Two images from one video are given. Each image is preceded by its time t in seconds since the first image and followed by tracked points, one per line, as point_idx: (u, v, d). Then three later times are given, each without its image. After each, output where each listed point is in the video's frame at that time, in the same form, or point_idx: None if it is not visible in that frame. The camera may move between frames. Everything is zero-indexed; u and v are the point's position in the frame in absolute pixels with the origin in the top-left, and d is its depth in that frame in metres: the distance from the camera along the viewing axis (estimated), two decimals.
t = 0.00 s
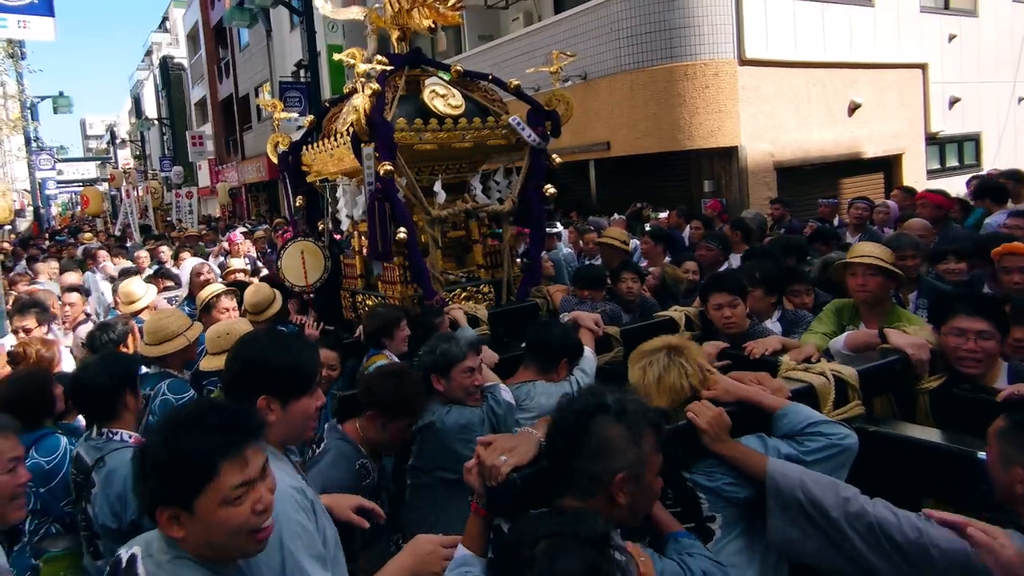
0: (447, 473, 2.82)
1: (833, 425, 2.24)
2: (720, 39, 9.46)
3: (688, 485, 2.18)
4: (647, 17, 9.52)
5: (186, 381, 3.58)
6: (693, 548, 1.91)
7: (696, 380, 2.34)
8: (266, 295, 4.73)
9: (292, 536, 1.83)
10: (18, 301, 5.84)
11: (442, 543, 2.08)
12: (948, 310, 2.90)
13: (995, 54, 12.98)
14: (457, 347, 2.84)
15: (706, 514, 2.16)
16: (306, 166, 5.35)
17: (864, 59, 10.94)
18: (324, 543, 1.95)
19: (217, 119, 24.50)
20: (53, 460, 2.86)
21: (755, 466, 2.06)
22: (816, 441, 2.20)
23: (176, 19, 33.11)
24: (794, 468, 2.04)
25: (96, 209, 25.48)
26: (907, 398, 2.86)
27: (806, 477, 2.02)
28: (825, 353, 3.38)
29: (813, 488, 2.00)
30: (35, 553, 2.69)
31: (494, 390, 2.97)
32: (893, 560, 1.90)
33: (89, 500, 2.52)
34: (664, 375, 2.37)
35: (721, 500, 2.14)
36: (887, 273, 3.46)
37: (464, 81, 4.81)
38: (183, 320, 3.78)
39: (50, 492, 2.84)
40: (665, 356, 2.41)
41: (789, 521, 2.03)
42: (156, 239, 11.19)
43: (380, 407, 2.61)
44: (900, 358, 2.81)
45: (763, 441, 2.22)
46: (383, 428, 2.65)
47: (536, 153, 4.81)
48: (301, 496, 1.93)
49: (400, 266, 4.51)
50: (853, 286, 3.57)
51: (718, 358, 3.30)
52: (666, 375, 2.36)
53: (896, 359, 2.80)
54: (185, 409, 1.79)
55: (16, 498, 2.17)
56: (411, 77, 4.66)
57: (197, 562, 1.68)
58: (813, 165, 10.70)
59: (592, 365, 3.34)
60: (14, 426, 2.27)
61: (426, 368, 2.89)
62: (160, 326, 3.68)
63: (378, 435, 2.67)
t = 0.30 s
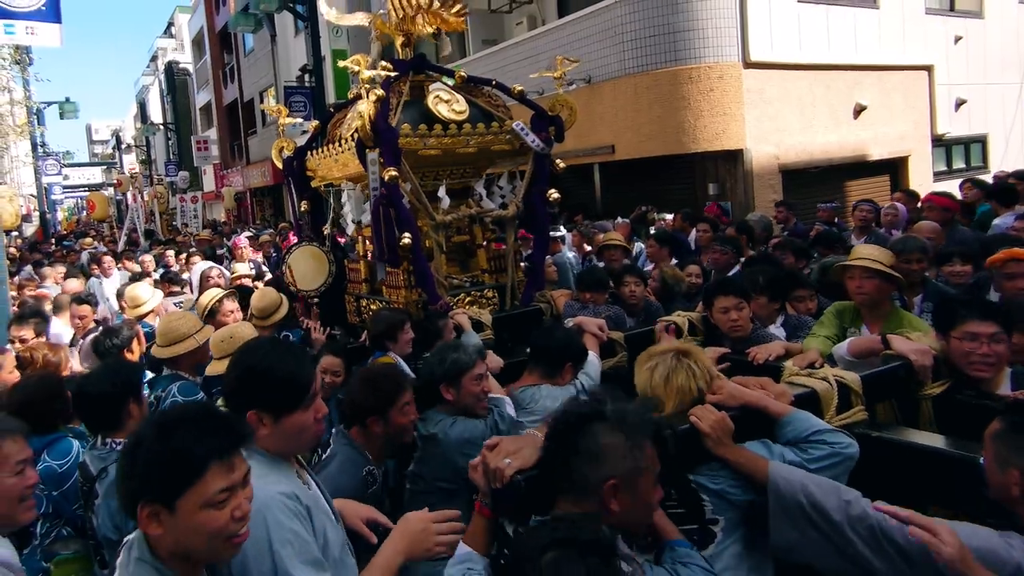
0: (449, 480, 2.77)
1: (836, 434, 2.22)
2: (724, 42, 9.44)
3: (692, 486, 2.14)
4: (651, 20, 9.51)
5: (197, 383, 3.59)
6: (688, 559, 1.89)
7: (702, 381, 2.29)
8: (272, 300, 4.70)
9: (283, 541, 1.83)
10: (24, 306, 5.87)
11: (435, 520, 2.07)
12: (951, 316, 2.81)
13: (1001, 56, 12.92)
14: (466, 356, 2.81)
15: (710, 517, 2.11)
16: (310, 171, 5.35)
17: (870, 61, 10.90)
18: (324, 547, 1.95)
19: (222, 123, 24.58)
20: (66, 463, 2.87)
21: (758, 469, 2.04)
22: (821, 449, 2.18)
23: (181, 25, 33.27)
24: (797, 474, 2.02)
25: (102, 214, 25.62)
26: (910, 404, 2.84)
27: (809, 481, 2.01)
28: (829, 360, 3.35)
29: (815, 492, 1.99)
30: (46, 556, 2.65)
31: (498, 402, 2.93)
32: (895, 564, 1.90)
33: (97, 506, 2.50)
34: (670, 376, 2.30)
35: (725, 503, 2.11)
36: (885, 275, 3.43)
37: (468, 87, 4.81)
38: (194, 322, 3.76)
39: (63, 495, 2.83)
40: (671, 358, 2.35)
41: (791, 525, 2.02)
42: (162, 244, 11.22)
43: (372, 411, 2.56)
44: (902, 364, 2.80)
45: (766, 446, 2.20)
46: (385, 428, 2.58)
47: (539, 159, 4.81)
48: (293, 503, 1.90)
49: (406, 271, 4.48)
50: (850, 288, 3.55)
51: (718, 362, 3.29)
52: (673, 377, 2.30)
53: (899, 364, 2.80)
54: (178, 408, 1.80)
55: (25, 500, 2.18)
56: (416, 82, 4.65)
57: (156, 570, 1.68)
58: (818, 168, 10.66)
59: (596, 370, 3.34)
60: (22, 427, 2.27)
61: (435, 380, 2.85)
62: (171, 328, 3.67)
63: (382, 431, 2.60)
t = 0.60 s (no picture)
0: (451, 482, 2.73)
1: (834, 425, 2.21)
2: (724, 43, 9.44)
3: (694, 485, 2.17)
4: (651, 21, 9.51)
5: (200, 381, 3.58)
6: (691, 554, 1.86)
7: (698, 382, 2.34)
8: (272, 302, 4.71)
9: (266, 544, 1.83)
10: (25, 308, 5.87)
11: (428, 492, 2.18)
12: (953, 311, 2.80)
13: (1001, 56, 12.91)
14: (465, 350, 2.80)
15: (715, 515, 2.13)
16: (311, 172, 5.35)
17: (870, 62, 10.89)
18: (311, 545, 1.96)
19: (222, 125, 24.59)
20: (70, 464, 2.86)
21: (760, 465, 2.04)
22: (821, 441, 2.17)
23: (181, 26, 33.28)
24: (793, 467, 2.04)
25: (103, 216, 25.64)
26: (909, 401, 2.84)
27: (811, 477, 2.01)
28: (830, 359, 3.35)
29: (817, 488, 1.99)
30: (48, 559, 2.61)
31: (497, 394, 2.93)
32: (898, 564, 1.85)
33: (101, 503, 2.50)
34: (663, 378, 2.35)
35: (729, 500, 2.11)
36: (877, 279, 3.42)
37: (468, 87, 4.81)
38: (196, 320, 3.72)
39: (66, 497, 2.83)
40: (663, 360, 2.39)
41: (793, 523, 2.02)
42: (163, 245, 11.23)
43: (368, 408, 2.54)
44: (902, 362, 2.80)
45: (765, 441, 2.17)
46: (386, 422, 2.57)
47: (539, 158, 4.80)
48: (270, 505, 1.91)
49: (406, 270, 4.47)
50: (843, 291, 3.55)
51: (717, 361, 3.27)
52: (665, 379, 2.34)
53: (899, 363, 2.80)
54: (162, 403, 1.81)
55: (30, 499, 2.18)
56: (416, 83, 4.64)
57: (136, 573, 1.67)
58: (819, 168, 10.65)
59: (596, 369, 3.33)
60: (26, 427, 2.27)
61: (434, 377, 2.82)
62: (172, 327, 3.66)
63: (383, 427, 2.58)
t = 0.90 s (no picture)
0: (453, 484, 2.73)
1: (841, 437, 2.21)
2: (725, 43, 9.43)
3: (698, 487, 2.14)
4: (652, 22, 9.50)
5: (201, 377, 3.60)
6: (698, 557, 1.87)
7: (710, 384, 2.27)
8: (275, 302, 4.72)
9: (263, 542, 1.84)
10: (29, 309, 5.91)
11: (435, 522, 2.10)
12: (957, 318, 2.80)
13: (1003, 56, 12.88)
14: (474, 359, 2.77)
15: (716, 517, 2.11)
16: (312, 173, 5.33)
17: (872, 62, 10.88)
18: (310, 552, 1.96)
19: (224, 126, 24.62)
20: (73, 464, 2.86)
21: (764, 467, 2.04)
22: (826, 452, 2.17)
23: (183, 27, 33.31)
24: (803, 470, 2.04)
25: (105, 216, 25.69)
26: (914, 406, 2.81)
27: (815, 479, 2.02)
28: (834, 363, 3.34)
29: (821, 490, 2.00)
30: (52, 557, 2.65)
31: (503, 405, 2.94)
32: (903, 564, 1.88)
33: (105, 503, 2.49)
34: (681, 377, 2.30)
35: (731, 503, 2.10)
36: (885, 283, 3.41)
37: (469, 88, 4.79)
38: (197, 318, 3.70)
39: (67, 498, 2.81)
40: (683, 359, 2.34)
41: (796, 525, 2.03)
42: (164, 246, 11.24)
43: (377, 414, 2.58)
44: (907, 366, 2.77)
45: (772, 448, 2.19)
46: (392, 431, 2.60)
47: (540, 159, 4.79)
48: (274, 503, 1.92)
49: (407, 273, 4.46)
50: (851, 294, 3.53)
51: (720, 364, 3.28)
52: (684, 378, 2.29)
53: (903, 367, 2.76)
54: (177, 405, 1.83)
55: (34, 500, 2.18)
56: (416, 84, 4.63)
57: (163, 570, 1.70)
58: (821, 169, 10.64)
59: (601, 371, 3.28)
60: (30, 428, 2.27)
61: (441, 384, 2.78)
62: (176, 325, 3.66)
63: (390, 433, 2.61)
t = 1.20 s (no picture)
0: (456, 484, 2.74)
1: (846, 436, 2.19)
2: (726, 43, 9.42)
3: (704, 487, 2.23)
4: (652, 22, 9.49)
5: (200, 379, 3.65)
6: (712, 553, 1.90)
7: (711, 387, 2.35)
8: (276, 301, 4.69)
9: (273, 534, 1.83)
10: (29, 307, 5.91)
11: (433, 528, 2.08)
12: (970, 329, 2.73)
13: (1003, 56, 12.88)
14: (477, 357, 2.77)
15: (723, 517, 2.19)
16: (312, 172, 5.31)
17: (872, 63, 10.87)
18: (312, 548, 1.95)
19: (223, 124, 24.60)
20: (72, 464, 2.86)
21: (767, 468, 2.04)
22: (833, 452, 2.15)
23: (183, 26, 33.30)
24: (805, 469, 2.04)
25: (104, 215, 25.70)
26: (915, 408, 2.82)
27: (818, 479, 2.00)
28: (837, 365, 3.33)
29: (826, 491, 1.98)
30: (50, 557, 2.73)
31: (504, 401, 2.93)
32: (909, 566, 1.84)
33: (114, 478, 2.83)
34: (680, 380, 2.38)
35: (737, 501, 2.16)
36: (888, 291, 3.41)
37: (470, 88, 4.78)
38: (200, 318, 3.70)
39: (65, 497, 2.82)
40: (681, 363, 2.42)
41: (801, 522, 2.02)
42: (163, 245, 11.25)
43: (377, 415, 2.53)
44: (908, 368, 2.77)
45: (777, 448, 2.19)
46: (394, 431, 2.56)
47: (541, 159, 4.79)
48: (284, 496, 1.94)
49: (408, 273, 4.46)
50: (856, 301, 3.53)
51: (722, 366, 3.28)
52: (683, 381, 2.37)
53: (905, 369, 2.76)
54: (222, 401, 1.80)
55: (35, 500, 2.17)
56: (417, 84, 4.61)
57: (219, 565, 1.66)
58: (820, 169, 10.64)
59: (599, 369, 3.26)
60: (30, 428, 2.26)
61: (445, 381, 2.79)
62: (177, 325, 3.64)
63: (391, 435, 2.57)
